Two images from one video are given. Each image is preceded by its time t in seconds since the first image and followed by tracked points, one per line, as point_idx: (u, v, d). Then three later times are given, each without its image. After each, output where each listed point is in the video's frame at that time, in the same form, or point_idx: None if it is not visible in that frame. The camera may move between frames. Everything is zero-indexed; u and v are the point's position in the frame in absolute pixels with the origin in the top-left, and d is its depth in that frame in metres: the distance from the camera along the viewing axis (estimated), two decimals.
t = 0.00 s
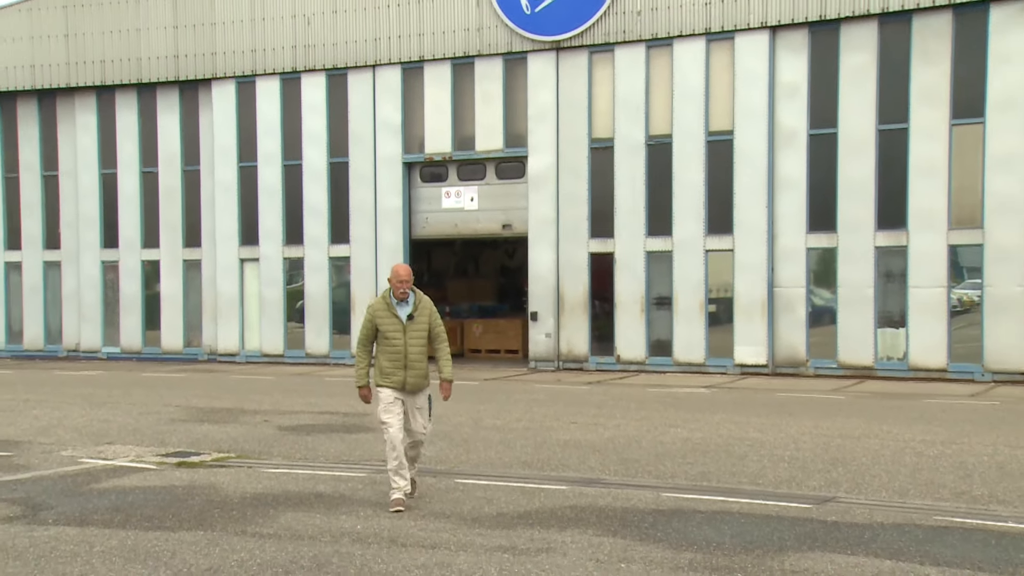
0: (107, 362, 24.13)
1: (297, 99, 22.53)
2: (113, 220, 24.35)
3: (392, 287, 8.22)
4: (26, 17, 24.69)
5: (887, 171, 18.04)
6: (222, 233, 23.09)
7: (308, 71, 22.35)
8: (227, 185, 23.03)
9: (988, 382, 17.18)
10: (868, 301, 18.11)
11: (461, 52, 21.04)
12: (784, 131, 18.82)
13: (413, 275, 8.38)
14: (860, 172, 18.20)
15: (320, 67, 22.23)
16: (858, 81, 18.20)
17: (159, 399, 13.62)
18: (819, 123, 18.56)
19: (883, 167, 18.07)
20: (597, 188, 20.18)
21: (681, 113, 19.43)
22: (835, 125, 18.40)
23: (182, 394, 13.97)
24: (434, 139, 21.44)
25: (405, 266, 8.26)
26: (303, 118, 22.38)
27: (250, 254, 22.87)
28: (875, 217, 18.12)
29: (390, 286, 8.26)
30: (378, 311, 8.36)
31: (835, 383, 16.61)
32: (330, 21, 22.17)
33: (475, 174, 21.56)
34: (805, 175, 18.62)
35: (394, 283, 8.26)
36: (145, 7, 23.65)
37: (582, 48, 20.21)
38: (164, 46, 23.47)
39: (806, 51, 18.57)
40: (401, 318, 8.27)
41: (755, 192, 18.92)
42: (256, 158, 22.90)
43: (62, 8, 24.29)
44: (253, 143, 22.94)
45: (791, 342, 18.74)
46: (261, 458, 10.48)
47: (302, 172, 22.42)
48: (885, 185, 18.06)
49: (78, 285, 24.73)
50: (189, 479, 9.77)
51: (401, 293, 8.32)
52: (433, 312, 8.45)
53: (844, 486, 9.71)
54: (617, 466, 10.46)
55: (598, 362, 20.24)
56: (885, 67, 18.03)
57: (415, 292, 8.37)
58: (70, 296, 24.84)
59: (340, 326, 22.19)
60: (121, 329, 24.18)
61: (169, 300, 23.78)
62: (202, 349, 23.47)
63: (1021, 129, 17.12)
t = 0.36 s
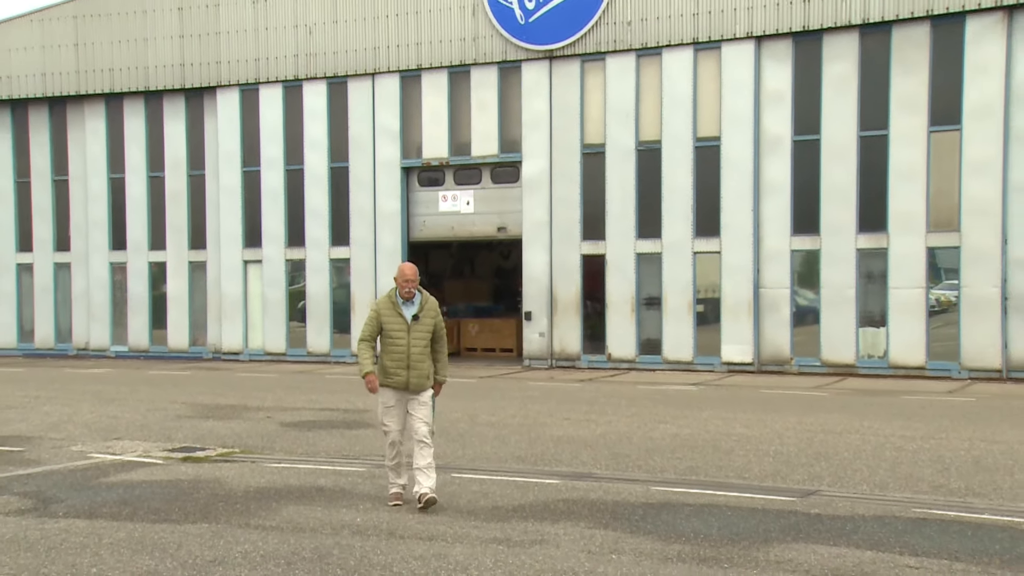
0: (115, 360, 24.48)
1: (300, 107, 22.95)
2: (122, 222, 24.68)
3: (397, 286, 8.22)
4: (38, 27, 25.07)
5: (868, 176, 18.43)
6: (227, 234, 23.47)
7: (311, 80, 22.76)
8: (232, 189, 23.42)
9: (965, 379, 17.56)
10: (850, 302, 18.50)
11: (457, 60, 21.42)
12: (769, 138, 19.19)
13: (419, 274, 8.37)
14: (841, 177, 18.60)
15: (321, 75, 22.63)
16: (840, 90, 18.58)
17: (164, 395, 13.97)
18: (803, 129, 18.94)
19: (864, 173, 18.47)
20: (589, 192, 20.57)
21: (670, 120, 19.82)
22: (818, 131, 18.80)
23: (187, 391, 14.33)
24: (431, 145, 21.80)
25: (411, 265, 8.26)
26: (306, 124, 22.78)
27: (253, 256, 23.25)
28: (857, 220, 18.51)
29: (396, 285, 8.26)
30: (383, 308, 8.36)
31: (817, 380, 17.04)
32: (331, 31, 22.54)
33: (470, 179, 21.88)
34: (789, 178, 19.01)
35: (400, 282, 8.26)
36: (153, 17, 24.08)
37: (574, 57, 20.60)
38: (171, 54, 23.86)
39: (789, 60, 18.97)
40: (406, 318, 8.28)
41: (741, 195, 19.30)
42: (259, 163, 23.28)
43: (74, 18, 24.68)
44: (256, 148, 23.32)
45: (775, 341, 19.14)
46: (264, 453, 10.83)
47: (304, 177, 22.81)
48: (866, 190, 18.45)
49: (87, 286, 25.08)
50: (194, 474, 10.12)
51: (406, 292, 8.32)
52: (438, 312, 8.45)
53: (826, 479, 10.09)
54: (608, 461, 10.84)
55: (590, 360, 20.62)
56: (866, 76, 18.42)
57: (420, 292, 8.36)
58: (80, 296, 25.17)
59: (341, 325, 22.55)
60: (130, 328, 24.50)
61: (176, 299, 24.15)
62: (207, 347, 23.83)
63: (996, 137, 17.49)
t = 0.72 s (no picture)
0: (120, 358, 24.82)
1: (300, 114, 23.28)
2: (127, 225, 25.04)
3: (413, 285, 8.03)
4: (46, 36, 25.37)
5: (849, 181, 18.84)
6: (229, 236, 23.81)
7: (310, 87, 23.09)
8: (234, 193, 23.75)
9: (940, 376, 17.99)
10: (831, 301, 18.91)
11: (452, 68, 21.78)
12: (753, 144, 19.59)
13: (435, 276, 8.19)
14: (823, 181, 19.00)
15: (320, 82, 22.97)
16: (821, 98, 19.00)
17: (168, 392, 14.30)
18: (786, 136, 19.35)
19: (845, 177, 18.87)
20: (579, 195, 20.94)
21: (657, 126, 20.22)
22: (801, 137, 19.21)
23: (189, 387, 14.67)
24: (426, 149, 22.17)
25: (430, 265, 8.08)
26: (305, 130, 23.12)
27: (254, 258, 23.60)
28: (837, 223, 18.92)
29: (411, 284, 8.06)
30: (396, 307, 8.14)
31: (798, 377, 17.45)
32: (330, 40, 22.89)
33: (465, 183, 22.28)
34: (772, 183, 19.42)
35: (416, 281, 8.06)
36: (157, 27, 24.39)
37: (565, 65, 20.97)
38: (175, 62, 24.19)
39: (772, 68, 19.37)
40: (419, 318, 8.07)
41: (725, 199, 19.71)
42: (260, 167, 23.62)
43: (81, 27, 24.99)
44: (257, 153, 23.67)
45: (759, 340, 19.52)
46: (265, 449, 11.17)
47: (304, 181, 23.15)
48: (847, 195, 18.86)
49: (93, 286, 25.42)
50: (197, 468, 10.46)
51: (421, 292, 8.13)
52: (451, 315, 8.26)
53: (808, 473, 10.47)
54: (598, 456, 11.21)
55: (580, 359, 20.99)
56: (846, 84, 18.85)
57: (435, 293, 8.17)
58: (86, 296, 25.49)
59: (339, 324, 22.93)
60: (134, 327, 24.89)
61: (179, 300, 24.49)
62: (209, 346, 24.20)
63: (970, 144, 17.90)
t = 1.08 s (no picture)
0: (122, 357, 25.15)
1: (297, 120, 23.62)
2: (130, 228, 25.38)
3: (418, 289, 7.89)
4: (50, 45, 25.74)
5: (827, 186, 19.26)
6: (228, 239, 24.17)
7: (307, 94, 23.46)
8: (233, 197, 24.11)
9: (915, 374, 18.47)
10: (810, 301, 19.34)
11: (444, 76, 22.15)
12: (735, 150, 19.99)
13: (440, 276, 8.04)
14: (802, 186, 19.43)
15: (316, 90, 23.33)
16: (800, 106, 19.43)
17: (168, 389, 14.64)
18: (767, 142, 19.77)
19: (824, 183, 19.28)
20: (567, 199, 21.34)
21: (643, 133, 20.62)
22: (780, 143, 19.63)
23: (189, 385, 15.01)
24: (419, 154, 22.53)
25: (434, 268, 7.93)
26: (302, 136, 23.46)
27: (253, 260, 23.96)
28: (816, 226, 19.35)
29: (416, 287, 7.92)
30: (402, 311, 8.02)
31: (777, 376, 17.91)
32: (327, 48, 23.23)
33: (457, 187, 22.65)
34: (753, 187, 19.83)
35: (421, 284, 7.92)
36: (158, 36, 24.77)
37: (554, 74, 21.35)
38: (176, 70, 24.54)
39: (753, 77, 19.78)
40: (426, 321, 7.97)
41: (709, 203, 20.11)
42: (259, 172, 23.97)
43: (85, 36, 25.34)
44: (256, 158, 24.01)
45: (741, 339, 19.95)
46: (263, 444, 11.53)
47: (301, 185, 23.48)
48: (826, 199, 19.28)
49: (97, 286, 25.76)
50: (197, 464, 10.80)
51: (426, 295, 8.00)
52: (456, 316, 8.17)
53: (788, 467, 10.89)
54: (585, 451, 11.60)
55: (569, 357, 21.40)
56: (825, 91, 19.27)
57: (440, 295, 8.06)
58: (90, 297, 25.83)
59: (335, 324, 23.29)
60: (136, 327, 25.24)
61: (180, 300, 24.84)
62: (209, 346, 24.56)
63: (942, 149, 18.38)
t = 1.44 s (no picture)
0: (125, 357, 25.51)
1: (294, 126, 23.99)
2: (132, 230, 25.73)
3: (423, 284, 8.30)
4: (55, 55, 26.05)
5: (806, 192, 19.71)
6: (227, 242, 24.55)
7: (304, 101, 23.82)
8: (232, 201, 24.48)
9: (891, 372, 18.91)
10: (790, 302, 19.76)
11: (437, 84, 22.54)
12: (718, 156, 20.42)
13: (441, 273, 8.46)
14: (782, 191, 19.86)
15: (313, 97, 23.71)
16: (779, 114, 19.87)
17: (168, 387, 14.97)
18: (748, 148, 20.20)
19: (803, 189, 19.74)
20: (556, 203, 21.73)
21: (629, 139, 21.03)
22: (762, 150, 20.06)
23: (188, 383, 15.35)
24: (412, 159, 22.94)
25: (436, 263, 8.35)
26: (300, 142, 23.81)
27: (252, 262, 24.33)
28: (796, 229, 19.79)
29: (419, 282, 8.31)
30: (406, 308, 8.37)
31: (758, 374, 18.34)
32: (324, 57, 23.61)
33: (449, 192, 23.02)
34: (735, 192, 20.26)
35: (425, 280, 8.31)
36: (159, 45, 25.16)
37: (543, 82, 21.76)
38: (177, 78, 24.92)
39: (736, 85, 20.22)
40: (430, 316, 8.34)
41: (692, 207, 20.52)
42: (257, 176, 24.36)
43: (88, 45, 25.65)
44: (255, 164, 24.40)
45: (723, 338, 20.38)
46: (261, 441, 11.88)
47: (298, 190, 23.86)
48: (805, 204, 19.73)
49: (100, 288, 26.12)
50: (197, 459, 11.14)
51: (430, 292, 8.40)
52: (458, 313, 8.56)
53: (768, 462, 11.31)
54: (574, 447, 11.99)
55: (558, 356, 21.78)
56: (804, 99, 19.72)
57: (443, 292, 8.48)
58: (94, 298, 26.23)
59: (331, 324, 23.67)
60: (138, 328, 25.58)
61: (181, 301, 25.20)
62: (209, 345, 24.90)
63: (916, 157, 18.83)
